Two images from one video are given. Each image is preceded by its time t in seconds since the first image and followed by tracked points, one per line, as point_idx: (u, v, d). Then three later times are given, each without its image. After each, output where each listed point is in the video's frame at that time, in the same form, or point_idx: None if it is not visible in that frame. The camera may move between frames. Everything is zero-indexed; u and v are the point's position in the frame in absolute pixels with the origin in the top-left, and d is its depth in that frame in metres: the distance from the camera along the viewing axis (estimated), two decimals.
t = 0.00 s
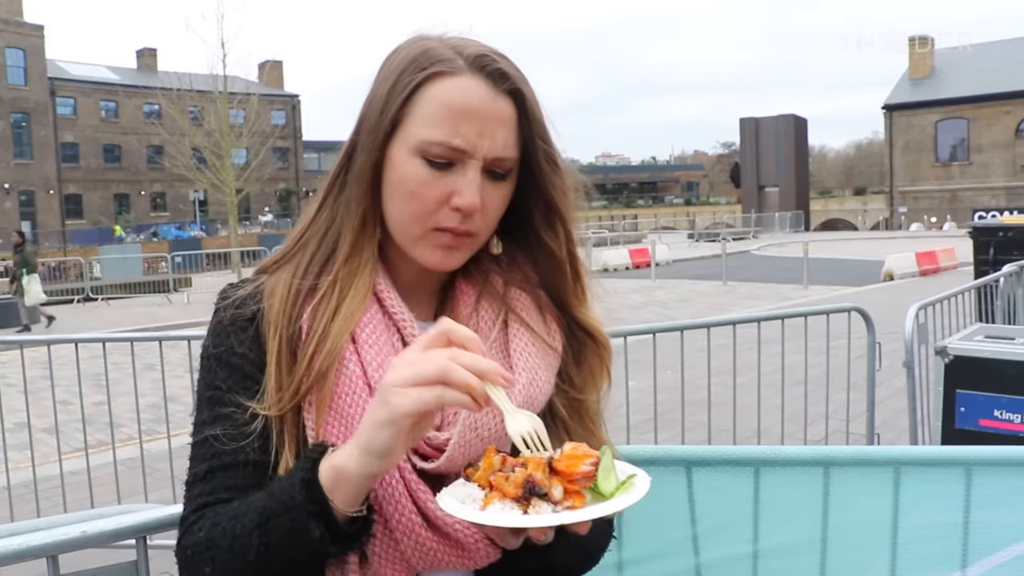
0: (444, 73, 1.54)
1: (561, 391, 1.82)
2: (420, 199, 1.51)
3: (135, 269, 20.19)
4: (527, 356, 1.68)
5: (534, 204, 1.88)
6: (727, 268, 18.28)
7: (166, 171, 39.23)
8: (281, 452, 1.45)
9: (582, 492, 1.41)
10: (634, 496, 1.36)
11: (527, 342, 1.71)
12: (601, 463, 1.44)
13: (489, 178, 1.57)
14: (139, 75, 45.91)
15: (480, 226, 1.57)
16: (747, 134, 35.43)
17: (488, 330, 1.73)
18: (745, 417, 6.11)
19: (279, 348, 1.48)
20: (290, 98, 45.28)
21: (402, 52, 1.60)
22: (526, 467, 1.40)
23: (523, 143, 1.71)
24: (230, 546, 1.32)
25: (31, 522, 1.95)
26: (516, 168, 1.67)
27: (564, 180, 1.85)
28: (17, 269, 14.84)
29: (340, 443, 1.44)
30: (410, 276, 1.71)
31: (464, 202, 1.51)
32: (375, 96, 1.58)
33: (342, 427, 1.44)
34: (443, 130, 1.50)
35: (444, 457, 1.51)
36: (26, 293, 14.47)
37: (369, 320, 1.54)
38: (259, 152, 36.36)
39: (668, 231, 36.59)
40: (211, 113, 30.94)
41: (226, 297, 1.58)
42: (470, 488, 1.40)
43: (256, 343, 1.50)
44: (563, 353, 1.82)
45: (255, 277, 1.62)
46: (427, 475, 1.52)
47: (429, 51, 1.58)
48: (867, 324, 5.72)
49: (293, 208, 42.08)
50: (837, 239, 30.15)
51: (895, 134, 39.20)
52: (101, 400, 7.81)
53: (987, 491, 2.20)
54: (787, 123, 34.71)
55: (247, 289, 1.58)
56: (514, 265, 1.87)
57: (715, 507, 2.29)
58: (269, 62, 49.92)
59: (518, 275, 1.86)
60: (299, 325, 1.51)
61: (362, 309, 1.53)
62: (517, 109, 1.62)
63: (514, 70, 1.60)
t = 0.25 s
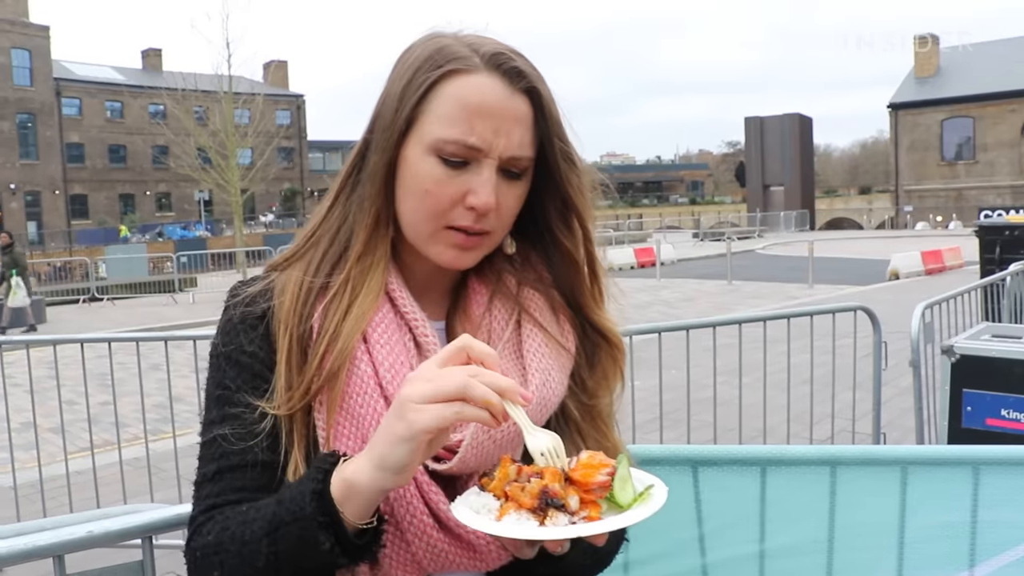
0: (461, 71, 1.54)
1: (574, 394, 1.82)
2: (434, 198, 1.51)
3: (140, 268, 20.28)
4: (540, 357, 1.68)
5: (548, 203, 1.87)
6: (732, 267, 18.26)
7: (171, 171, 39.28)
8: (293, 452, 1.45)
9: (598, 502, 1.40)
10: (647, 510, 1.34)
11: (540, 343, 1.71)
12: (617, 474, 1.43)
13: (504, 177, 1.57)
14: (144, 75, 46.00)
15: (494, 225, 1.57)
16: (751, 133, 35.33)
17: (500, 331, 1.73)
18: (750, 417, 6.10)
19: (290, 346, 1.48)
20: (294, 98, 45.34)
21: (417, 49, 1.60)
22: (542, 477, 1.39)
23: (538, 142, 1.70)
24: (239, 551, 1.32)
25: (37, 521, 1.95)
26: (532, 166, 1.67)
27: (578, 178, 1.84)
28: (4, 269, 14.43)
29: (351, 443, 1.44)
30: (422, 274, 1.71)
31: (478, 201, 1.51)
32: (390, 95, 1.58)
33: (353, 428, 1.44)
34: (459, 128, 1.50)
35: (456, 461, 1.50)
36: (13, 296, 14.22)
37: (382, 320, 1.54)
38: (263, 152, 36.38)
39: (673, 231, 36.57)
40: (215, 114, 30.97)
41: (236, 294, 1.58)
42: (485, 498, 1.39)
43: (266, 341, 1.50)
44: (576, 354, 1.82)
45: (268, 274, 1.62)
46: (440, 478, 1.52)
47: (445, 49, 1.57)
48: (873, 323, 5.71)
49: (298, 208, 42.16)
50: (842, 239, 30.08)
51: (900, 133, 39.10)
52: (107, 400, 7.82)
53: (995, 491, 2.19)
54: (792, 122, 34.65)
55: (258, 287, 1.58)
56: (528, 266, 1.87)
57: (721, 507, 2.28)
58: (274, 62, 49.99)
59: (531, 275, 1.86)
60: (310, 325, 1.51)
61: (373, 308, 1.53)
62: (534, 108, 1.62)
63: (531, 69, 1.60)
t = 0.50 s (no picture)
0: (478, 66, 1.53)
1: (590, 390, 1.82)
2: (450, 193, 1.50)
3: (143, 267, 20.35)
4: (556, 353, 1.67)
5: (565, 199, 1.87)
6: (736, 263, 18.25)
7: (175, 168, 39.34)
8: (304, 450, 1.45)
9: (618, 505, 1.42)
10: (671, 513, 1.34)
11: (556, 339, 1.70)
12: (637, 475, 1.44)
13: (520, 173, 1.56)
14: (148, 73, 46.05)
15: (510, 221, 1.56)
16: (755, 128, 35.20)
17: (515, 328, 1.72)
18: (755, 414, 6.09)
19: (303, 341, 1.48)
20: (298, 96, 45.37)
21: (433, 44, 1.59)
22: (562, 478, 1.40)
23: (554, 138, 1.70)
24: (248, 548, 1.32)
25: (42, 518, 1.95)
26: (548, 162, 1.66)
27: (593, 176, 1.83)
28: None
29: (363, 441, 1.43)
30: (437, 269, 1.70)
31: (495, 196, 1.50)
32: (406, 89, 1.57)
33: (366, 425, 1.44)
34: (475, 123, 1.49)
35: (472, 458, 1.50)
36: None
37: (396, 314, 1.53)
38: (267, 149, 36.40)
39: (677, 227, 36.56)
40: (219, 111, 30.94)
41: (247, 288, 1.58)
42: (503, 500, 1.39)
43: (279, 336, 1.49)
44: (591, 352, 1.82)
45: (280, 269, 1.61)
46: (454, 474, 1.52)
47: (461, 43, 1.57)
48: (878, 319, 5.69)
49: (301, 205, 42.21)
50: (846, 234, 30.05)
51: (905, 128, 39.02)
52: (111, 398, 7.83)
53: (1001, 486, 2.18)
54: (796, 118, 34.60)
55: (270, 281, 1.57)
56: (543, 262, 1.87)
57: (728, 502, 2.28)
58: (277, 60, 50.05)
59: (547, 271, 1.86)
60: (322, 320, 1.51)
61: (387, 303, 1.52)
62: (550, 104, 1.61)
63: (548, 64, 1.59)
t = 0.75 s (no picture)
0: (496, 62, 1.53)
1: (605, 390, 1.82)
2: (465, 190, 1.50)
3: (148, 264, 20.16)
4: (570, 352, 1.67)
5: (581, 196, 1.87)
6: (740, 260, 18.24)
7: (179, 166, 39.39)
8: (316, 448, 1.45)
9: (641, 506, 1.41)
10: (694, 515, 1.34)
11: (570, 338, 1.70)
12: (660, 476, 1.44)
13: (537, 170, 1.56)
14: (152, 70, 46.10)
15: (525, 219, 1.55)
16: (760, 126, 35.01)
17: (529, 325, 1.72)
18: (758, 412, 6.09)
19: (316, 339, 1.47)
20: (302, 93, 45.41)
21: (449, 40, 1.59)
22: (584, 481, 1.40)
23: (571, 134, 1.69)
24: (260, 548, 1.31)
25: (47, 514, 1.95)
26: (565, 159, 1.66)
27: (611, 173, 1.83)
28: None
29: (378, 441, 1.43)
30: (450, 267, 1.70)
31: (511, 193, 1.49)
32: (422, 84, 1.56)
33: (379, 423, 1.43)
34: (491, 120, 1.49)
35: (487, 457, 1.50)
36: None
37: (410, 312, 1.53)
38: (271, 146, 36.41)
39: (681, 224, 36.56)
40: (223, 108, 30.93)
41: (258, 284, 1.57)
42: (524, 503, 1.39)
43: (292, 334, 1.49)
44: (605, 349, 1.82)
45: (294, 265, 1.61)
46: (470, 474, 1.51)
47: (478, 40, 1.56)
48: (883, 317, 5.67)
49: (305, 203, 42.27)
50: (851, 232, 30.03)
51: (909, 126, 38.95)
52: (115, 395, 7.85)
53: (1008, 485, 2.16)
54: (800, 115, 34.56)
55: (281, 278, 1.57)
56: (558, 260, 1.87)
57: (733, 499, 2.28)
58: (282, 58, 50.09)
59: (561, 269, 1.86)
60: (335, 317, 1.51)
61: (402, 301, 1.52)
62: (567, 101, 1.61)
63: (565, 61, 1.59)
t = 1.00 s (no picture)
0: (501, 55, 1.52)
1: (615, 390, 1.82)
2: (472, 186, 1.49)
3: (152, 264, 20.15)
4: (581, 351, 1.66)
5: (591, 190, 1.86)
6: (742, 258, 18.22)
7: (182, 164, 39.40)
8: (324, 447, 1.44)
9: (650, 504, 1.40)
10: (703, 512, 1.33)
11: (581, 337, 1.69)
12: (669, 476, 1.43)
13: (545, 165, 1.55)
14: (155, 69, 46.11)
15: (535, 213, 1.55)
16: (762, 123, 35.03)
17: (540, 324, 1.72)
18: (763, 410, 6.09)
19: (323, 337, 1.47)
20: (305, 91, 45.35)
21: (455, 36, 1.59)
22: (593, 481, 1.40)
23: (579, 128, 1.69)
24: (266, 539, 1.32)
25: (51, 514, 1.95)
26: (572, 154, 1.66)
27: (620, 167, 1.82)
28: None
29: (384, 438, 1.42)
30: (460, 265, 1.70)
31: (519, 188, 1.49)
32: (428, 81, 1.56)
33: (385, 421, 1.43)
34: (497, 115, 1.48)
35: (496, 453, 1.49)
36: None
37: (419, 310, 1.53)
38: (273, 145, 36.45)
39: (684, 222, 36.53)
40: (225, 107, 30.90)
41: (267, 284, 1.57)
42: (533, 501, 1.39)
43: (298, 334, 1.49)
44: (615, 348, 1.82)
45: (301, 267, 1.61)
46: (478, 470, 1.51)
47: (484, 34, 1.56)
48: (886, 315, 5.66)
49: (307, 201, 42.31)
50: (854, 229, 30.00)
51: (912, 123, 38.85)
52: (119, 394, 7.86)
53: (1013, 483, 2.15)
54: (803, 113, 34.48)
55: (290, 277, 1.58)
56: (566, 258, 1.87)
57: (737, 497, 2.27)
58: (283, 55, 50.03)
59: (572, 266, 1.85)
60: (344, 316, 1.50)
61: (412, 300, 1.52)
62: (574, 94, 1.60)
63: (571, 55, 1.59)
